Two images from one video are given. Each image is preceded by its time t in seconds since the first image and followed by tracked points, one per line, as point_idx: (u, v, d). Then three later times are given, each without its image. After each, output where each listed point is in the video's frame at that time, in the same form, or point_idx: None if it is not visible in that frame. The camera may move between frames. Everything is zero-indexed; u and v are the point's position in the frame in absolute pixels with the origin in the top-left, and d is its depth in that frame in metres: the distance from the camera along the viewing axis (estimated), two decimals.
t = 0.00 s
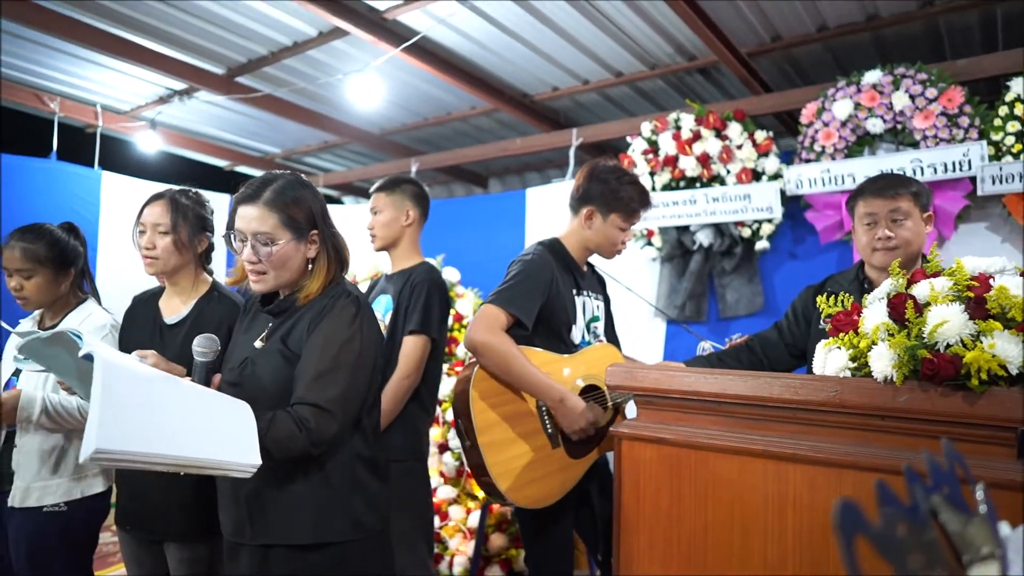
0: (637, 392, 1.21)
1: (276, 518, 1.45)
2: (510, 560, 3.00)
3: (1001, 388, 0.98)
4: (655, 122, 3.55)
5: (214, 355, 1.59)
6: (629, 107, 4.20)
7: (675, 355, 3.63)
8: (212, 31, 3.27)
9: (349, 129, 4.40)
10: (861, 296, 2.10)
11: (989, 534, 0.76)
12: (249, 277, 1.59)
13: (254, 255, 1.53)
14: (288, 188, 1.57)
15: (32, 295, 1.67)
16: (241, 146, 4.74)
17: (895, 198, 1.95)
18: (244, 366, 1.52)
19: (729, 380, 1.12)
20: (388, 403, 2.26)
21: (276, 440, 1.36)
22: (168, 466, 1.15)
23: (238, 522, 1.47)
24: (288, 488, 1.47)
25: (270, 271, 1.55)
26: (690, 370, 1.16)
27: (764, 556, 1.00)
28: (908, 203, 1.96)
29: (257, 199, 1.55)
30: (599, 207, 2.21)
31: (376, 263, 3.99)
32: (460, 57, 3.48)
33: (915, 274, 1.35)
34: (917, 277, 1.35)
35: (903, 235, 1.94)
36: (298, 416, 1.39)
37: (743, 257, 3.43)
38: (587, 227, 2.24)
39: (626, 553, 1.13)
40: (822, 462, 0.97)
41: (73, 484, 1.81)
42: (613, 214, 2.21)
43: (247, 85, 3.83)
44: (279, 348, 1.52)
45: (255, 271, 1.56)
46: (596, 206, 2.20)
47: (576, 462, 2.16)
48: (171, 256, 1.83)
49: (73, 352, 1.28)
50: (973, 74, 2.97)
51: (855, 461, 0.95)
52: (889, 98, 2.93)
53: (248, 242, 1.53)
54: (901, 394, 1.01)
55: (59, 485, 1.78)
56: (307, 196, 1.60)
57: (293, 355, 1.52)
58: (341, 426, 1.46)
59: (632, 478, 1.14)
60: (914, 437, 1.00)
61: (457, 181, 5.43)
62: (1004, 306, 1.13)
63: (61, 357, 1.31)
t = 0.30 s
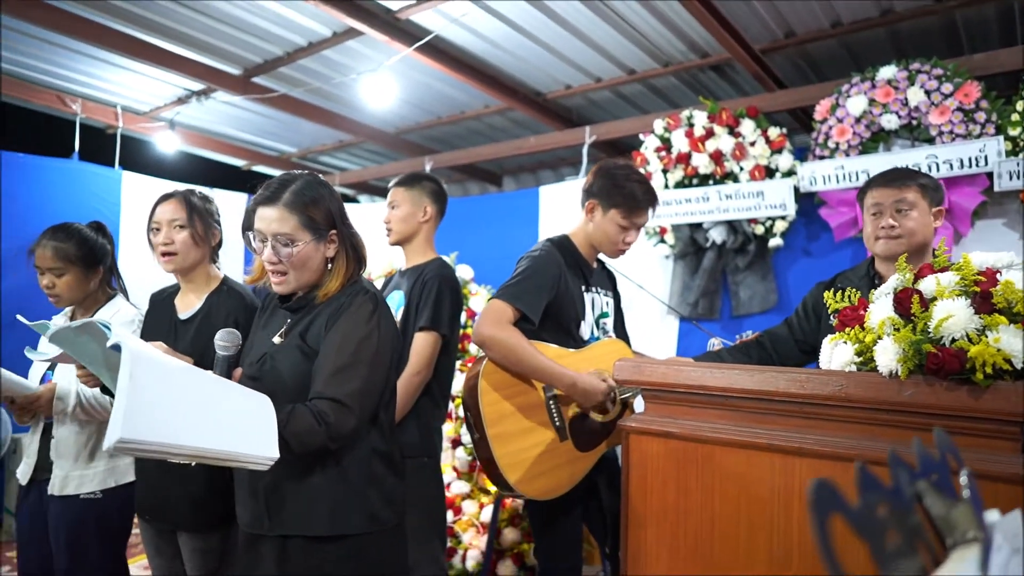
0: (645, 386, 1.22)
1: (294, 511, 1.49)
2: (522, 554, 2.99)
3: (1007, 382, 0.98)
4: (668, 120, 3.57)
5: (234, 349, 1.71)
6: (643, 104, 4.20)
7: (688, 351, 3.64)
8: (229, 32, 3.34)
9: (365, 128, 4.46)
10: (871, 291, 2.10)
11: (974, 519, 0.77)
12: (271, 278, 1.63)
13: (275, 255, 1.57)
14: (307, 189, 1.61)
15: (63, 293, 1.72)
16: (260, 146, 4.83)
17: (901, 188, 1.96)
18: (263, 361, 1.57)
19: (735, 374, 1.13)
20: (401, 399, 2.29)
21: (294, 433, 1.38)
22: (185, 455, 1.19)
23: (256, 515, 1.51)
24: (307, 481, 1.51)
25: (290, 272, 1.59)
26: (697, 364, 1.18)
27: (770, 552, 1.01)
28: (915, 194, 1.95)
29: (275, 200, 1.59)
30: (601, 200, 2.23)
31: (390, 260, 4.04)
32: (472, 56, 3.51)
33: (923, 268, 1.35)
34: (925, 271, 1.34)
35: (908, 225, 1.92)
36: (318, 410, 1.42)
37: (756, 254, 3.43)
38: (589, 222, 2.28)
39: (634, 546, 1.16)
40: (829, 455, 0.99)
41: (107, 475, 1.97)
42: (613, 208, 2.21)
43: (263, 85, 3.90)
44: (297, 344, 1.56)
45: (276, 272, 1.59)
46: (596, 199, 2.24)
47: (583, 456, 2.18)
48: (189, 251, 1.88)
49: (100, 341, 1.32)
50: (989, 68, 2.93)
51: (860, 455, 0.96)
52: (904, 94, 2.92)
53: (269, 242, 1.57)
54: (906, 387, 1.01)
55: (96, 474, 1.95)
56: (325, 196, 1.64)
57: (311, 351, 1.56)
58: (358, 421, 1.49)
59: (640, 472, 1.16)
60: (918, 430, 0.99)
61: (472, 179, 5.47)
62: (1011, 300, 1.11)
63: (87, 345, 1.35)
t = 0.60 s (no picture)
0: (668, 386, 1.18)
1: (309, 502, 1.53)
2: (546, 555, 3.02)
3: None
4: (693, 120, 3.54)
5: (258, 339, 1.64)
6: (668, 104, 4.18)
7: (713, 352, 3.61)
8: (259, 36, 3.40)
9: (391, 130, 4.51)
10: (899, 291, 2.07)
11: (994, 518, 0.75)
12: (296, 272, 1.67)
13: (300, 249, 1.61)
14: (334, 186, 1.66)
15: (104, 290, 2.04)
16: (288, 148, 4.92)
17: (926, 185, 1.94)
18: (286, 355, 1.61)
19: (757, 374, 1.08)
20: (423, 396, 2.33)
21: (310, 426, 1.43)
22: (205, 442, 1.22)
23: (274, 504, 1.57)
24: (323, 473, 1.54)
25: (315, 266, 1.62)
26: (720, 364, 1.14)
27: (794, 554, 0.98)
28: (940, 192, 1.94)
29: (303, 196, 1.63)
30: (623, 202, 2.24)
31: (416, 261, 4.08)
32: (497, 57, 3.53)
33: (951, 268, 1.32)
34: (953, 271, 1.32)
35: (932, 223, 1.92)
36: (334, 404, 1.45)
37: (783, 255, 3.39)
38: (613, 224, 2.29)
39: (654, 553, 1.13)
40: (851, 456, 0.95)
41: (150, 468, 2.08)
42: (635, 210, 2.21)
43: (291, 88, 3.95)
44: (319, 339, 1.60)
45: (301, 266, 1.64)
46: (619, 201, 2.24)
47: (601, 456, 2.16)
48: (215, 250, 1.98)
49: (126, 324, 1.58)
50: None
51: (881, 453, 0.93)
52: (936, 92, 2.85)
53: (294, 236, 1.61)
54: (935, 389, 0.95)
55: (139, 466, 2.06)
56: (352, 194, 1.68)
57: (332, 346, 1.59)
58: (374, 417, 1.51)
59: (661, 473, 1.14)
60: (943, 433, 0.94)
61: (498, 180, 5.49)
62: None
63: (115, 329, 1.61)
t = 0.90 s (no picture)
0: (689, 386, 1.18)
1: (329, 500, 1.54)
2: (564, 555, 3.00)
3: None
4: (714, 118, 3.52)
5: (281, 339, 1.62)
6: (688, 103, 4.16)
7: (735, 352, 3.57)
8: (280, 37, 3.43)
9: (410, 130, 4.53)
10: (923, 290, 2.05)
11: None
12: (316, 271, 1.69)
13: (319, 248, 1.63)
14: (352, 184, 1.67)
15: (128, 292, 1.83)
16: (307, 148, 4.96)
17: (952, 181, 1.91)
18: (307, 354, 1.63)
19: (782, 373, 1.07)
20: (443, 395, 2.35)
21: (329, 425, 1.45)
22: (220, 441, 1.25)
23: (293, 502, 1.58)
24: (341, 472, 1.55)
25: (334, 265, 1.64)
26: (743, 362, 1.12)
27: (818, 554, 0.99)
28: (965, 188, 1.91)
29: (322, 195, 1.64)
30: (648, 201, 2.23)
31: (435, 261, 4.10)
32: (517, 56, 3.53)
33: (977, 266, 1.30)
34: (980, 269, 1.30)
35: (955, 219, 1.90)
36: (353, 405, 1.47)
37: (805, 254, 3.37)
38: (637, 223, 2.29)
39: (676, 555, 1.13)
40: (877, 457, 0.95)
41: (171, 465, 2.17)
42: (660, 210, 2.20)
43: (311, 88, 3.98)
44: (339, 338, 1.62)
45: (320, 264, 1.65)
46: (644, 200, 2.24)
47: (626, 455, 2.17)
48: (233, 248, 2.01)
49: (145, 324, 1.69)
50: None
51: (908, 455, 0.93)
52: (960, 88, 2.79)
53: (315, 236, 1.63)
54: (961, 388, 0.94)
55: (162, 462, 2.15)
56: (371, 192, 1.69)
57: (351, 345, 1.61)
58: (393, 417, 1.52)
59: (684, 471, 1.14)
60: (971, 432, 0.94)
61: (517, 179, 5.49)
62: None
63: (136, 328, 1.75)
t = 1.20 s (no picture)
0: (722, 375, 1.09)
1: (357, 487, 1.54)
2: (592, 543, 3.00)
3: None
4: (743, 106, 3.47)
5: (312, 326, 1.69)
6: (716, 91, 4.11)
7: (763, 342, 3.52)
8: (307, 27, 3.43)
9: (434, 120, 4.52)
10: (962, 280, 2.00)
11: None
12: (346, 259, 1.69)
13: (349, 237, 1.63)
14: (381, 173, 1.67)
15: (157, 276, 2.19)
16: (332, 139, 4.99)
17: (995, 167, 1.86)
18: (337, 343, 1.63)
19: (819, 363, 0.98)
20: (473, 384, 2.36)
21: (358, 412, 1.45)
22: (251, 424, 1.27)
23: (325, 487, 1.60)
24: (370, 459, 1.55)
25: (363, 253, 1.64)
26: (775, 352, 1.04)
27: (856, 545, 0.90)
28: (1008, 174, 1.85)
29: (351, 184, 1.66)
30: (685, 190, 2.21)
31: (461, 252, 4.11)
32: (544, 45, 3.51)
33: None
34: None
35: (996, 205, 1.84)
36: (381, 391, 1.46)
37: (836, 244, 3.31)
38: (673, 212, 2.27)
39: (707, 551, 1.05)
40: (915, 447, 0.86)
41: (201, 451, 2.14)
42: (696, 200, 2.18)
43: (336, 78, 3.98)
44: (368, 326, 1.61)
45: (350, 252, 1.66)
46: (681, 189, 2.22)
47: (661, 444, 2.17)
48: (268, 237, 2.05)
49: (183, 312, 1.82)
50: None
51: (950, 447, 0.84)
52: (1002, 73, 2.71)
53: (344, 225, 1.64)
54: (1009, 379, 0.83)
55: (194, 449, 2.12)
56: (400, 181, 1.70)
57: (380, 334, 1.60)
58: (421, 405, 1.51)
59: (717, 462, 1.05)
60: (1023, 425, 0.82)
61: (541, 169, 5.47)
62: None
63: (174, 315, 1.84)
